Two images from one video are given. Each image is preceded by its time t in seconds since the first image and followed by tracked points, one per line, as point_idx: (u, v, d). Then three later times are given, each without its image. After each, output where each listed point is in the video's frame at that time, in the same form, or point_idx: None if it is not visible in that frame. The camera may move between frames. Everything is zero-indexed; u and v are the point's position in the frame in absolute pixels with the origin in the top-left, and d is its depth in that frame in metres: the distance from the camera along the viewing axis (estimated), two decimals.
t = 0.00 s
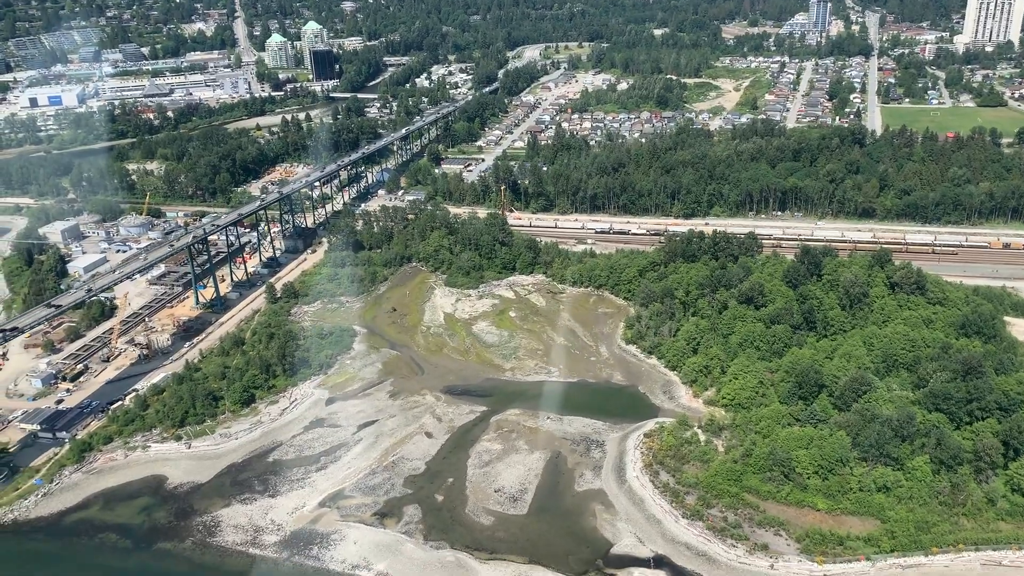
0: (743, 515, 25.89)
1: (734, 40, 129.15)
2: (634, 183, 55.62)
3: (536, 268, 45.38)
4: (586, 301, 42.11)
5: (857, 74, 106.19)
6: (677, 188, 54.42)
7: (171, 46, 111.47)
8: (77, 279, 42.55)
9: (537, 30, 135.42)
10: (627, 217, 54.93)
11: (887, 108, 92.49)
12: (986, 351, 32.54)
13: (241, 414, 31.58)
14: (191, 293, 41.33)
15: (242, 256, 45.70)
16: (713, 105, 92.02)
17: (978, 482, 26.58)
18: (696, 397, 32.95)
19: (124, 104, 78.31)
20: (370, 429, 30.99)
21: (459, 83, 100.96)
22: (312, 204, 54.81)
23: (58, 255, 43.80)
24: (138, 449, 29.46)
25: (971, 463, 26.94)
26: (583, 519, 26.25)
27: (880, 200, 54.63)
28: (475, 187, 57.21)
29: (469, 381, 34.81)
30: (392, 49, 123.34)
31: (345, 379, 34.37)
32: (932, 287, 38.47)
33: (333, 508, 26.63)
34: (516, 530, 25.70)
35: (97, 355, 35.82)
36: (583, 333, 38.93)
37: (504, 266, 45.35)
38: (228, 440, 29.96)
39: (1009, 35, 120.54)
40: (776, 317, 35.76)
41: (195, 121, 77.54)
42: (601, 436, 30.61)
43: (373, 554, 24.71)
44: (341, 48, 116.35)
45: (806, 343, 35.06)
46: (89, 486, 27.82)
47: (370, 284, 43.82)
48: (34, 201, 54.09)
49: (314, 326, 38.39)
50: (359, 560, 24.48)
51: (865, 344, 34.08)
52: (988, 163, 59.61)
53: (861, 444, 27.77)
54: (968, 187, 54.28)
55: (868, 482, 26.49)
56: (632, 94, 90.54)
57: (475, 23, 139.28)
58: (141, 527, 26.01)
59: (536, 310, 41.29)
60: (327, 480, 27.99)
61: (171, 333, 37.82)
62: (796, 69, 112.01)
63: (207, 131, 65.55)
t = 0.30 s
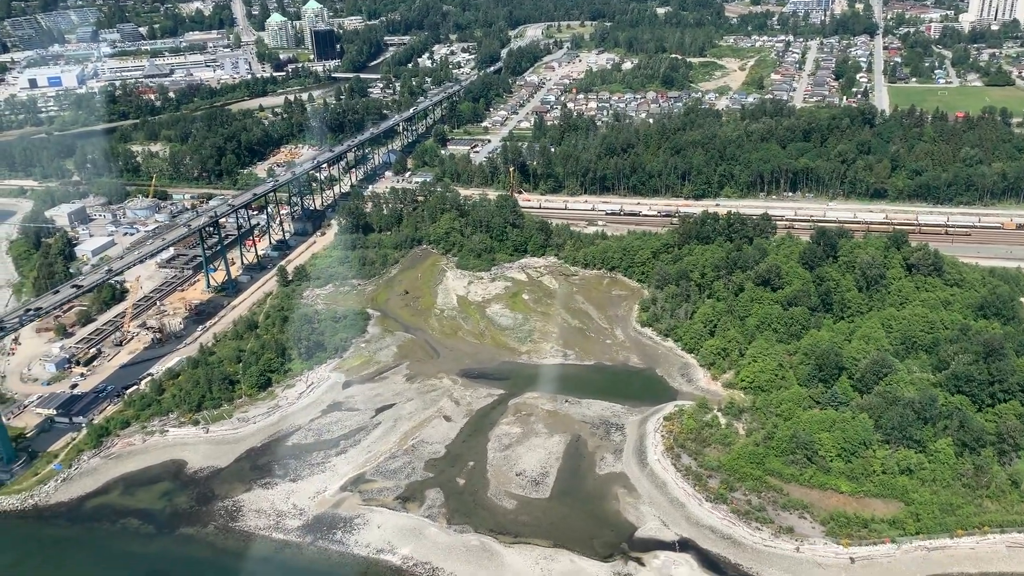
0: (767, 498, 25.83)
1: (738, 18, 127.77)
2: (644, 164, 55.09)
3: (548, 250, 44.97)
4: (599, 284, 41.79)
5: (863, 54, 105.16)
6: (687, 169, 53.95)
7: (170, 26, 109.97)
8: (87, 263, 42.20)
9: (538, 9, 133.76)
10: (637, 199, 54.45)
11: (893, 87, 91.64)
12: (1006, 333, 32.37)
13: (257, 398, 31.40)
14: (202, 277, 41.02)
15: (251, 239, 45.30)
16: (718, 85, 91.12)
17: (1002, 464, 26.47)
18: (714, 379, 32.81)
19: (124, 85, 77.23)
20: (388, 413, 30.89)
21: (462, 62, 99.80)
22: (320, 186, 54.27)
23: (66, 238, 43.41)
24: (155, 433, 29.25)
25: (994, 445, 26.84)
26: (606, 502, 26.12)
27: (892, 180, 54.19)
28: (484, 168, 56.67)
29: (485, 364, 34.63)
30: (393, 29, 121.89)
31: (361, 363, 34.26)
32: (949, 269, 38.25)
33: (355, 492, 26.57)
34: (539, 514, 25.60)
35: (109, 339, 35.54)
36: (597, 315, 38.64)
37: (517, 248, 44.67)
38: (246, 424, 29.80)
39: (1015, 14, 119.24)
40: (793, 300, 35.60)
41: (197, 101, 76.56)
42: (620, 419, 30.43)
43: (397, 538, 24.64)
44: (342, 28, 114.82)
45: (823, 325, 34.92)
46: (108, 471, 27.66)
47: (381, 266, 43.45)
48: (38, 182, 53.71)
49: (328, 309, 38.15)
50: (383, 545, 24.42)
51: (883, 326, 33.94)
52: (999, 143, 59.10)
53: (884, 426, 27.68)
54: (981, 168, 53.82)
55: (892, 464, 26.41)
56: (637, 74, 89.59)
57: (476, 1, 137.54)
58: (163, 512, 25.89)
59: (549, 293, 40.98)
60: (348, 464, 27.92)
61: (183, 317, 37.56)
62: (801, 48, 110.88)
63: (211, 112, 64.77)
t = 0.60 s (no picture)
0: (789, 476, 25.84)
1: None
2: (653, 140, 54.53)
3: (558, 227, 44.55)
4: (611, 262, 41.41)
5: (868, 28, 103.99)
6: (696, 145, 53.49)
7: (165, 1, 108.17)
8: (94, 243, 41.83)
9: None
10: (646, 175, 53.90)
11: (899, 62, 90.74)
12: None
13: (273, 378, 31.22)
14: (212, 256, 40.68)
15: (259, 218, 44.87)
16: (723, 59, 90.10)
17: None
18: (731, 357, 32.69)
19: (122, 61, 76.07)
20: (405, 393, 30.81)
21: (463, 37, 98.47)
22: (325, 163, 53.67)
23: (72, 218, 43.02)
24: (172, 414, 29.07)
25: (1015, 422, 26.84)
26: (627, 480, 26.05)
27: (901, 156, 53.77)
28: (490, 145, 56.07)
29: (500, 343, 34.45)
30: (391, 4, 120.17)
31: (376, 342, 34.18)
32: (964, 245, 38.03)
33: (376, 472, 26.53)
34: (562, 493, 25.53)
35: (121, 319, 35.26)
36: (611, 294, 38.31)
37: (525, 226, 44.47)
38: (263, 404, 29.63)
39: None
40: (809, 277, 35.42)
41: (196, 79, 75.53)
42: (639, 397, 30.28)
43: (420, 517, 24.62)
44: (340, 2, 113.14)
45: (839, 302, 34.78)
46: (126, 453, 27.51)
47: (390, 245, 43.07)
48: (40, 161, 52.91)
49: (340, 289, 37.91)
50: (406, 524, 24.40)
51: (900, 302, 33.82)
52: (1009, 118, 58.58)
53: (904, 404, 27.66)
54: (991, 143, 53.39)
55: (914, 442, 26.42)
56: (641, 49, 88.52)
57: None
58: (184, 493, 25.79)
59: (562, 272, 40.62)
60: (367, 445, 27.89)
61: (194, 297, 37.27)
62: (805, 22, 109.59)
63: (212, 89, 63.91)
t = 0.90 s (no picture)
0: (810, 448, 25.93)
1: None
2: (662, 110, 53.87)
3: (569, 200, 44.12)
4: (623, 235, 41.09)
5: None
6: (705, 115, 52.90)
7: None
8: (101, 219, 41.50)
9: None
10: (655, 146, 53.31)
11: (905, 29, 89.49)
12: None
13: (289, 352, 31.12)
14: (221, 231, 40.33)
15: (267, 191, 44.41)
16: (728, 28, 88.76)
17: None
18: (748, 330, 32.60)
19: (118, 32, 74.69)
20: (422, 367, 30.81)
21: (463, 6, 96.80)
22: (331, 135, 52.97)
23: (77, 192, 42.67)
24: (189, 390, 28.93)
25: None
26: (649, 454, 26.05)
27: (912, 126, 53.20)
28: (497, 116, 55.35)
29: (515, 317, 34.29)
30: None
31: (390, 317, 34.15)
32: (980, 216, 37.80)
33: (397, 447, 26.57)
34: (583, 467, 25.52)
35: (132, 295, 35.01)
36: (624, 267, 38.03)
37: (536, 199, 44.04)
38: (280, 379, 29.55)
39: None
40: (825, 249, 35.26)
41: (194, 49, 74.24)
42: (657, 370, 30.19)
43: (443, 492, 24.63)
44: None
45: (855, 273, 34.67)
46: (145, 429, 27.40)
47: (400, 218, 42.68)
48: (41, 134, 52.53)
49: (352, 264, 37.69)
50: (430, 499, 24.43)
51: (916, 274, 33.72)
52: (1020, 87, 57.90)
53: (924, 375, 27.68)
54: (1002, 112, 52.82)
55: (934, 413, 26.49)
56: (645, 17, 87.10)
57: None
58: (205, 469, 25.73)
59: (574, 245, 40.28)
60: (387, 420, 27.92)
61: (205, 272, 37.00)
62: None
63: (212, 60, 62.87)
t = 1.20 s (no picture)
0: (835, 424, 25.92)
1: None
2: (674, 82, 53.11)
3: (582, 173, 43.63)
4: (638, 209, 40.59)
5: None
6: (718, 87, 52.21)
7: None
8: (111, 195, 41.27)
9: None
10: (668, 119, 52.61)
11: None
12: None
13: (308, 329, 31.02)
14: (233, 206, 39.98)
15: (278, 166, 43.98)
16: None
17: None
18: (768, 305, 32.45)
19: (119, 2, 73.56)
20: (442, 343, 30.70)
21: None
22: (339, 108, 52.33)
23: (86, 167, 42.41)
24: (209, 367, 28.82)
25: None
26: (673, 429, 26.02)
27: (927, 98, 52.32)
28: (507, 88, 54.60)
29: (533, 292, 34.04)
30: None
31: (408, 293, 33.97)
32: (1000, 189, 37.43)
33: (420, 424, 26.54)
34: (608, 443, 25.50)
35: (146, 271, 34.81)
36: (641, 242, 37.64)
37: (549, 172, 43.50)
38: (300, 356, 29.46)
39: None
40: (846, 223, 34.97)
41: (197, 20, 73.14)
42: (678, 346, 30.05)
43: (469, 468, 24.60)
44: None
45: (875, 248, 34.42)
46: (166, 406, 27.31)
47: (413, 193, 42.24)
48: (46, 108, 52.96)
49: (367, 239, 37.45)
50: (456, 475, 24.41)
51: (938, 248, 33.47)
52: None
53: (949, 350, 27.59)
54: (1020, 83, 51.91)
55: (959, 388, 26.45)
56: None
57: None
58: (229, 446, 25.69)
59: (589, 219, 39.82)
60: (409, 396, 27.86)
61: (219, 248, 36.76)
62: None
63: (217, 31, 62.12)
